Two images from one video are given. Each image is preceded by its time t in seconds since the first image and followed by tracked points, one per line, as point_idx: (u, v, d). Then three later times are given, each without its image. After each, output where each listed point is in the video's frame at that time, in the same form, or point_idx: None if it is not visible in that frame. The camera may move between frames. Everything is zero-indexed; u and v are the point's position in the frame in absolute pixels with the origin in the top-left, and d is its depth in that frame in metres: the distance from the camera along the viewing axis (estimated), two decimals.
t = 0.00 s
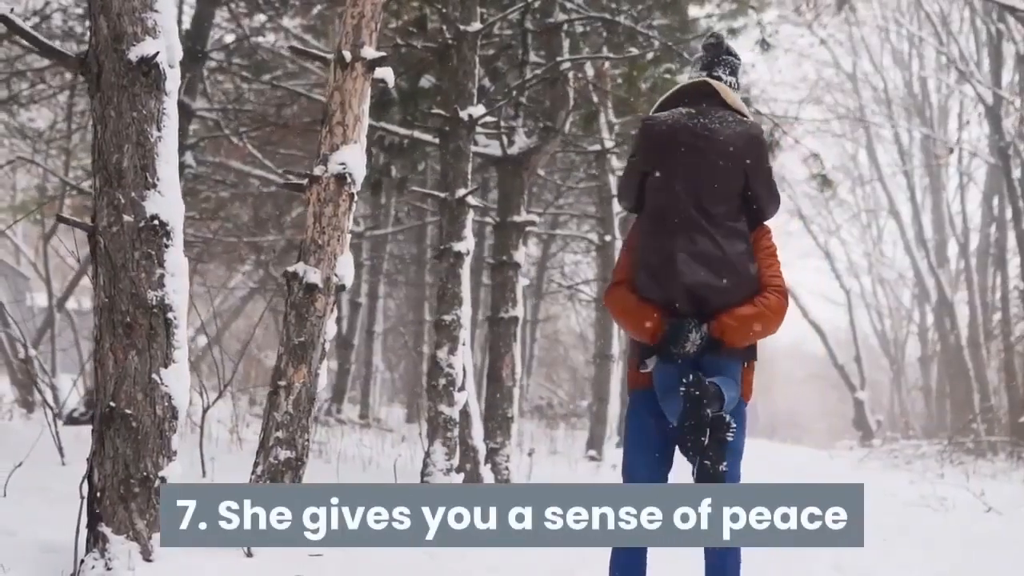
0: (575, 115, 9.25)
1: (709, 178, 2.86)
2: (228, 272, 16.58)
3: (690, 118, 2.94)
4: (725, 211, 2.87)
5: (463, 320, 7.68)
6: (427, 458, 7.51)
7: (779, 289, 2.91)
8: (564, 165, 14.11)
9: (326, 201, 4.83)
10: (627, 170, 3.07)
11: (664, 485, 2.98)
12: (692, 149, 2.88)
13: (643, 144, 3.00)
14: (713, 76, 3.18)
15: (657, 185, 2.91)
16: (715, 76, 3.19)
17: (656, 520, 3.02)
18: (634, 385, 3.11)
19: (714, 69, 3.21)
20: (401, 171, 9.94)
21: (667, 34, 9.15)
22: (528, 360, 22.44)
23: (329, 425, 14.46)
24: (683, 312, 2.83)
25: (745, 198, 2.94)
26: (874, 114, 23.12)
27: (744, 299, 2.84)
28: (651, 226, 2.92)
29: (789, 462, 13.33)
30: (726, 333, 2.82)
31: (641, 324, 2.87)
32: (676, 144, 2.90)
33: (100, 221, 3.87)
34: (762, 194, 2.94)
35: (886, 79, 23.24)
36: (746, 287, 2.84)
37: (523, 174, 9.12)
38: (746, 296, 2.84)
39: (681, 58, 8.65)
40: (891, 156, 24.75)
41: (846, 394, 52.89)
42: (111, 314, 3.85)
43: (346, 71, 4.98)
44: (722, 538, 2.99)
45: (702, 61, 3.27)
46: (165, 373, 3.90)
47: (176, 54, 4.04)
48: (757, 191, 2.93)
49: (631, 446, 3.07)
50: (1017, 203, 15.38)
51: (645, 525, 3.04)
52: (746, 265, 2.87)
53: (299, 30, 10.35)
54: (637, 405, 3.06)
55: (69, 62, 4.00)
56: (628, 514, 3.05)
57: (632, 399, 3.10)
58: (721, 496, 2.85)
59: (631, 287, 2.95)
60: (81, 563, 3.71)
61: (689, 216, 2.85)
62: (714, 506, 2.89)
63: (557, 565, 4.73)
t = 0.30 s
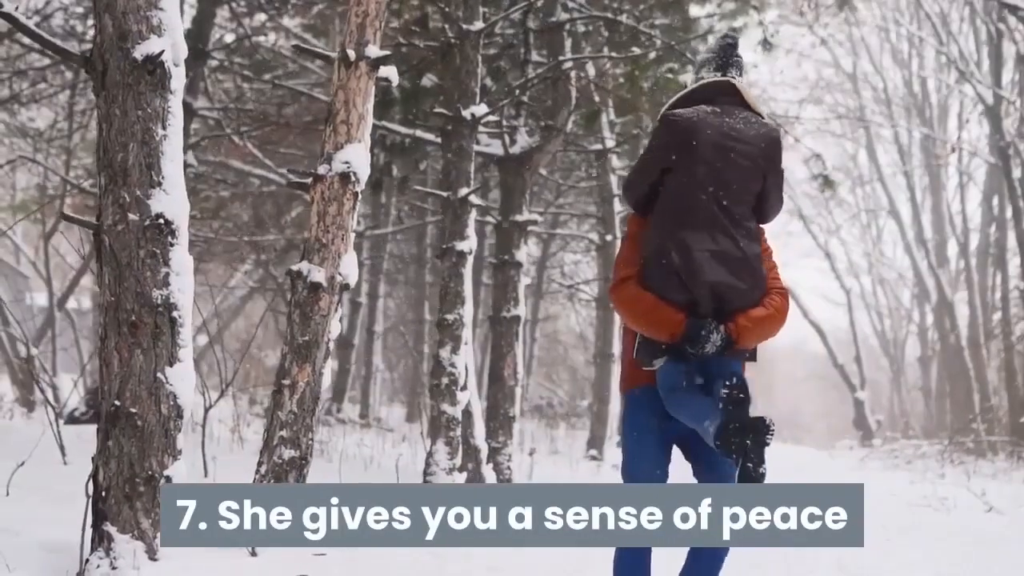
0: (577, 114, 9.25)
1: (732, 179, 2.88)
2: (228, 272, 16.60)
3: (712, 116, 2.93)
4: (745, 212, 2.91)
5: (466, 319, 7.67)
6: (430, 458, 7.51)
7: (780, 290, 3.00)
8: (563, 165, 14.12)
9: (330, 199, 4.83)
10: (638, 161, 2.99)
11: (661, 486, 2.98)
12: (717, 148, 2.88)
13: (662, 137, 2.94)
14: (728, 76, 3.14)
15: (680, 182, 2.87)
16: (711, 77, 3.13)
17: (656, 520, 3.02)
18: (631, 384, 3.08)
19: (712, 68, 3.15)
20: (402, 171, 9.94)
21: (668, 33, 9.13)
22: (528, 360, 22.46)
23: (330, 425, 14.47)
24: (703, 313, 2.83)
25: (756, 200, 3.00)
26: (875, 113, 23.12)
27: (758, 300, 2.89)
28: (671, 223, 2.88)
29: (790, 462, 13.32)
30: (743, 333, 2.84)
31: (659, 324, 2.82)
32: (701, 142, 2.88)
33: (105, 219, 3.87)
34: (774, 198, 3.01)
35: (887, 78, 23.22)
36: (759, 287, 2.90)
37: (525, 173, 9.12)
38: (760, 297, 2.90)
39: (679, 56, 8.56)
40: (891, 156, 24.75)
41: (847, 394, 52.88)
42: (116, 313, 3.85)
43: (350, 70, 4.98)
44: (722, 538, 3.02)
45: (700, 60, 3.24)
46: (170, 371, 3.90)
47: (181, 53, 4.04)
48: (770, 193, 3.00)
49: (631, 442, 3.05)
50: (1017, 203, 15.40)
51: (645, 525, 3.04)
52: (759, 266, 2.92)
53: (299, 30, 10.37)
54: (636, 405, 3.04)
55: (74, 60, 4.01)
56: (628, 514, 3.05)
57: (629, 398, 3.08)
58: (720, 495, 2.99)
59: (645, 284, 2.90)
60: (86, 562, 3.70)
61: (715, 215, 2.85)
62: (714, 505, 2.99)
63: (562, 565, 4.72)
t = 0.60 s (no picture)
0: (579, 113, 9.23)
1: (758, 181, 2.99)
2: (228, 270, 16.59)
3: (742, 117, 3.00)
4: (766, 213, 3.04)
5: (469, 318, 7.66)
6: (433, 457, 7.50)
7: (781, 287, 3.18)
8: (563, 165, 14.11)
9: (335, 197, 4.82)
10: (665, 155, 3.02)
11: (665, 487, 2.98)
12: (750, 151, 2.97)
13: (693, 134, 2.97)
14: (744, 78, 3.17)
15: (711, 183, 2.95)
16: (724, 76, 3.15)
17: (655, 521, 3.02)
18: (634, 382, 3.11)
19: (728, 68, 3.17)
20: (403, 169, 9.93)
21: (670, 32, 9.11)
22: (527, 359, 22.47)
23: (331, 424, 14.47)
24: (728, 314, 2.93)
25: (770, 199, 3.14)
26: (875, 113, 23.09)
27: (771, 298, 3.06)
28: (704, 223, 2.95)
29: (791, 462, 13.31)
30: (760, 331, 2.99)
31: (690, 324, 2.87)
32: (734, 143, 2.95)
33: (111, 217, 3.87)
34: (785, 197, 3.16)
35: (886, 78, 23.20)
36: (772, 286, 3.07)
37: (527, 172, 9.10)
38: (773, 295, 3.06)
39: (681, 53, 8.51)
40: (890, 155, 24.74)
41: (847, 393, 52.88)
42: (122, 311, 3.84)
43: (354, 68, 4.97)
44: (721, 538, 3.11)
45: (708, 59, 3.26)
46: (176, 370, 3.89)
47: (186, 50, 4.03)
48: (784, 193, 3.14)
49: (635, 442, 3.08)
50: (1017, 202, 15.39)
51: (646, 525, 3.04)
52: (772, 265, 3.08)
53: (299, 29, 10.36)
54: (640, 403, 3.07)
55: (79, 58, 4.00)
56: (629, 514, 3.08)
57: (632, 397, 3.10)
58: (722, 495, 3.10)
59: (672, 282, 2.96)
60: (92, 561, 3.69)
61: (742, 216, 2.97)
62: (714, 506, 3.09)
63: (562, 565, 4.70)
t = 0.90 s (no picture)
0: (578, 113, 9.23)
1: (780, 185, 3.16)
2: (225, 269, 16.58)
3: (764, 120, 3.16)
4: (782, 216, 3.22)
5: (469, 317, 7.65)
6: (433, 456, 7.49)
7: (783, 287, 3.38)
8: (560, 164, 14.12)
9: (337, 196, 4.82)
10: (691, 154, 3.12)
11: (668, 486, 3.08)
12: (774, 151, 3.13)
13: (723, 135, 3.09)
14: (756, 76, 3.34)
15: (740, 187, 3.09)
16: (738, 75, 3.32)
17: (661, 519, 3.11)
18: (643, 383, 3.20)
19: (744, 68, 3.34)
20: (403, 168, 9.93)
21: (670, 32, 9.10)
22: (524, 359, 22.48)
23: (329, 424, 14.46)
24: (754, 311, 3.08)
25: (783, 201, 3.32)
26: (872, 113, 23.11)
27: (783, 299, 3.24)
28: (732, 223, 3.08)
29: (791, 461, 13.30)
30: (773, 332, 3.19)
31: (721, 322, 2.99)
32: (761, 145, 3.10)
33: (114, 215, 3.86)
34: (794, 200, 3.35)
35: (884, 78, 23.22)
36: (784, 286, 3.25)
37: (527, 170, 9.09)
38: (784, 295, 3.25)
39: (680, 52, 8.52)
40: (888, 155, 24.75)
41: (844, 394, 52.87)
42: (125, 309, 3.84)
43: (357, 66, 4.96)
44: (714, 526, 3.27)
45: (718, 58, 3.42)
46: (179, 368, 3.89)
47: (190, 48, 4.02)
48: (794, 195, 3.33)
49: (646, 442, 3.17)
50: (1014, 202, 15.40)
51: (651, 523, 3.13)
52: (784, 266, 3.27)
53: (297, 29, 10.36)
54: (651, 402, 3.17)
55: (83, 55, 4.00)
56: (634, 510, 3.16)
57: (642, 397, 3.20)
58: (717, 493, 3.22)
59: (701, 283, 3.07)
60: (95, 560, 3.69)
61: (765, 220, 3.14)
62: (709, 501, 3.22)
63: (564, 565, 4.68)
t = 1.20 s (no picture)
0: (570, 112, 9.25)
1: (792, 189, 3.20)
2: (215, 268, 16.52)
3: (781, 122, 3.16)
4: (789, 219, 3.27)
5: (462, 317, 7.64)
6: (426, 456, 7.47)
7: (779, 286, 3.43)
8: (551, 164, 14.14)
9: (332, 195, 4.81)
10: (712, 155, 3.09)
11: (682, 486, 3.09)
12: (790, 154, 3.15)
13: (743, 140, 3.09)
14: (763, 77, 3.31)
15: (759, 192, 3.11)
16: (749, 74, 3.29)
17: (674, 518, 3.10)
18: (651, 383, 3.17)
19: (754, 70, 3.30)
20: (395, 167, 9.91)
21: (662, 31, 9.10)
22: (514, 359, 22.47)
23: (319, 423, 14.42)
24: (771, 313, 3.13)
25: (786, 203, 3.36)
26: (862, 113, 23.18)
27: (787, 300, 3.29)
28: (750, 228, 3.10)
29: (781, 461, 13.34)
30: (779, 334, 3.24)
31: (744, 326, 3.02)
32: (779, 150, 3.12)
33: (110, 214, 3.85)
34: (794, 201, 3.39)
35: (872, 78, 23.33)
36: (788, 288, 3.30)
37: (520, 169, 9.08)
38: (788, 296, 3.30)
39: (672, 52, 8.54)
40: (877, 156, 24.83)
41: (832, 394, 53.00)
42: (121, 308, 3.82)
43: (352, 65, 4.95)
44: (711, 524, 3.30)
45: (726, 56, 3.38)
46: (175, 367, 3.87)
47: (186, 46, 4.00)
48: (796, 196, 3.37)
49: (657, 441, 3.16)
50: (1002, 203, 15.47)
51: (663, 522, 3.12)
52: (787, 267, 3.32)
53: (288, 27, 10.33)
54: (660, 403, 3.15)
55: (79, 53, 3.98)
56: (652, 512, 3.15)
57: (649, 397, 3.17)
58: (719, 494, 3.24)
59: (722, 287, 3.07)
60: (90, 560, 3.68)
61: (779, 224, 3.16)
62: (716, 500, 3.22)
63: (561, 563, 4.68)
